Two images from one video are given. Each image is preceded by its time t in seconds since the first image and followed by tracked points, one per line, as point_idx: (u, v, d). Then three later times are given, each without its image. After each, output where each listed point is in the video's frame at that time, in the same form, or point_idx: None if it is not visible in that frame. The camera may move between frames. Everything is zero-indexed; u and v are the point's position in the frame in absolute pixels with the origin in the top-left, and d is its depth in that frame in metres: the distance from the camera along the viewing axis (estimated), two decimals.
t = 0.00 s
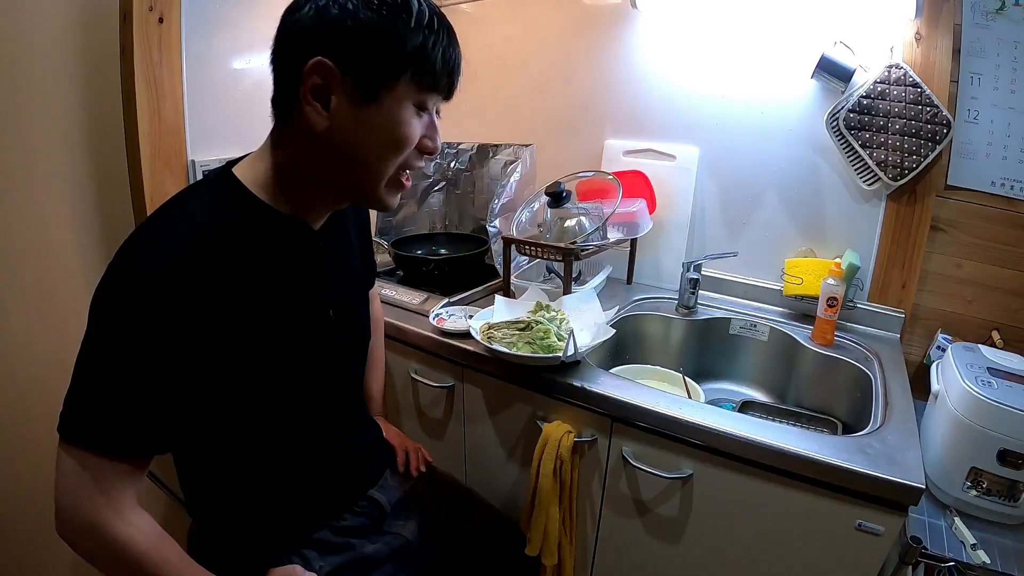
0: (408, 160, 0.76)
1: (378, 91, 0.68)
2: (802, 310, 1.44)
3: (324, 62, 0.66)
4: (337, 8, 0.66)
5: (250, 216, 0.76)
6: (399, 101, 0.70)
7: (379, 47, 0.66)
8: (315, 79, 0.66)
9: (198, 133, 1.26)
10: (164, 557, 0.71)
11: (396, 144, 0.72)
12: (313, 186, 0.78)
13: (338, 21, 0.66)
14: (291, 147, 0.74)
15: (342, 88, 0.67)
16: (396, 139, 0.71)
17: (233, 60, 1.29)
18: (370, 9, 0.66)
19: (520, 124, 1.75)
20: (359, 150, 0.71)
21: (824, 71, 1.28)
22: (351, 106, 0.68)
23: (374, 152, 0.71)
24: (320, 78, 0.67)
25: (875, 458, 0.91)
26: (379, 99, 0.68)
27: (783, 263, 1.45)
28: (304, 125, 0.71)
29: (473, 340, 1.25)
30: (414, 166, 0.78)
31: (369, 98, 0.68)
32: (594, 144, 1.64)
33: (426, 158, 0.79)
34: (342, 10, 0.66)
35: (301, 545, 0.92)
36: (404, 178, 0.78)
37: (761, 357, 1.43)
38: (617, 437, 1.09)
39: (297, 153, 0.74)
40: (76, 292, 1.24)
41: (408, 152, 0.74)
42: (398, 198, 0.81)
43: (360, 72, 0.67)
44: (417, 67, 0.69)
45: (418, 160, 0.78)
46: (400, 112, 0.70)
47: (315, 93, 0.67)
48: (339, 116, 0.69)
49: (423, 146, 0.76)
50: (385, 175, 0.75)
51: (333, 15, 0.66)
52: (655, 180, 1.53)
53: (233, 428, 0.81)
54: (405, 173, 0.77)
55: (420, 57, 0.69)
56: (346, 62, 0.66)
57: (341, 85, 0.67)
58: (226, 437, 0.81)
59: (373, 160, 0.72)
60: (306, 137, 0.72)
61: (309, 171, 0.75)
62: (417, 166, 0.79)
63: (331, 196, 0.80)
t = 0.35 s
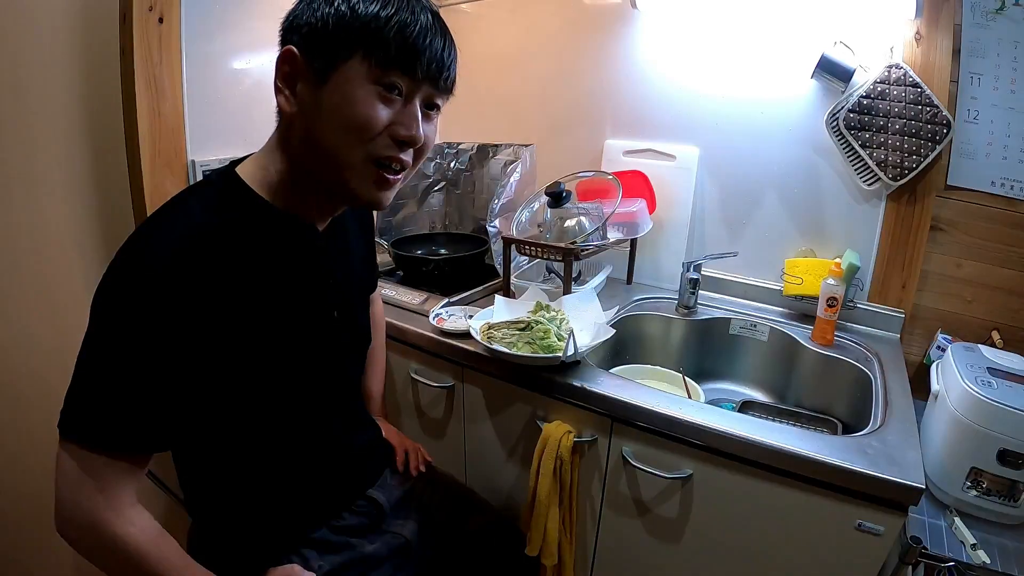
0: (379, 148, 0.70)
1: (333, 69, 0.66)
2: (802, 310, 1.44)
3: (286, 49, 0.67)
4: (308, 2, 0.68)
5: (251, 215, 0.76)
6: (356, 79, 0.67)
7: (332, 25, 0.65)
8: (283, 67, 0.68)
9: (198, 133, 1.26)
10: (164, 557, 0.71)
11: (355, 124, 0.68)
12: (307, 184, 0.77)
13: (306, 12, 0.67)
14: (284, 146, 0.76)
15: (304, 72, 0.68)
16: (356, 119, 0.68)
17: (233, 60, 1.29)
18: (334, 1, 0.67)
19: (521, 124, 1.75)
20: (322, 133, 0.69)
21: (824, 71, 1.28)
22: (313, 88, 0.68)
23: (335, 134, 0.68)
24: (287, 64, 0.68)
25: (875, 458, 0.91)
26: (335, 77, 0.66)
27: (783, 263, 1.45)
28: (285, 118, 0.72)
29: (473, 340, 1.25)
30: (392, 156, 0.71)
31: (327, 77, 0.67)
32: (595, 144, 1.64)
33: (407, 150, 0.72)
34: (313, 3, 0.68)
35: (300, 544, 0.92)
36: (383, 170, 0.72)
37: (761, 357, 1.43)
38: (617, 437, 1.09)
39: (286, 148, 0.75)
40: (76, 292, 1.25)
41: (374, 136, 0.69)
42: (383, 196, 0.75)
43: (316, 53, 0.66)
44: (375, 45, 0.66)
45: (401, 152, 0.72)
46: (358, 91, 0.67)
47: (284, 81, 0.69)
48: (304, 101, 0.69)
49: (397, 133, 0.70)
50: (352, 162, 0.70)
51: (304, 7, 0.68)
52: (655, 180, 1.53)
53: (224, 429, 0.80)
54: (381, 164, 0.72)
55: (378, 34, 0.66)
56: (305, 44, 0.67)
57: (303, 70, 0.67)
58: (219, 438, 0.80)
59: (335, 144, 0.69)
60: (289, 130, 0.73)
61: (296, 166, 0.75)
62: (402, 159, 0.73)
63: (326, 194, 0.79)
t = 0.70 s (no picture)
0: (375, 145, 0.70)
1: (325, 68, 0.67)
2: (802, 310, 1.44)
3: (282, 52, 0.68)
4: (302, 4, 0.69)
5: (260, 214, 0.76)
6: (348, 76, 0.67)
7: (323, 24, 0.66)
8: (281, 70, 0.69)
9: (198, 133, 1.26)
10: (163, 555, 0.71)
11: (348, 122, 0.68)
12: (312, 187, 0.77)
13: (300, 14, 0.69)
14: (287, 150, 0.77)
15: (299, 73, 0.69)
16: (349, 117, 0.68)
17: (233, 60, 1.29)
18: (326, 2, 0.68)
19: (521, 124, 1.75)
20: (318, 133, 0.69)
21: (824, 71, 1.28)
22: (308, 88, 0.68)
23: (329, 133, 0.69)
24: (284, 67, 0.69)
25: (875, 458, 0.91)
26: (328, 76, 0.67)
27: (783, 263, 1.45)
28: (287, 121, 0.73)
29: (473, 340, 1.25)
30: (389, 154, 0.71)
31: (319, 76, 0.67)
32: (595, 144, 1.64)
33: (404, 147, 0.72)
34: (307, 5, 0.69)
35: (303, 546, 0.91)
36: (380, 168, 0.71)
37: (761, 357, 1.43)
38: (617, 437, 1.09)
39: (289, 152, 0.76)
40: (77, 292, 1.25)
41: (369, 133, 0.69)
42: (383, 195, 0.74)
43: (309, 53, 0.67)
44: (364, 40, 0.66)
45: (397, 148, 0.71)
46: (350, 88, 0.67)
47: (282, 84, 0.70)
48: (301, 102, 0.70)
49: (392, 129, 0.70)
50: (348, 161, 0.70)
51: (298, 10, 0.69)
52: (655, 180, 1.53)
53: (225, 431, 0.80)
54: (379, 161, 0.71)
55: (367, 29, 0.66)
56: (299, 45, 0.68)
57: (299, 71, 0.68)
58: (221, 440, 0.80)
59: (331, 142, 0.69)
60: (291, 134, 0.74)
61: (299, 168, 0.75)
62: (398, 155, 0.72)
63: (331, 197, 0.78)
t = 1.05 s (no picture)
0: (378, 145, 0.70)
1: (327, 67, 0.67)
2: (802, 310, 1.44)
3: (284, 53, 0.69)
4: (303, 5, 0.69)
5: (262, 215, 0.76)
6: (349, 75, 0.67)
7: (324, 23, 0.66)
8: (284, 72, 0.70)
9: (198, 133, 1.26)
10: (165, 557, 0.71)
11: (351, 122, 0.68)
12: (316, 188, 0.77)
13: (301, 14, 0.69)
14: (290, 151, 0.77)
15: (301, 73, 0.69)
16: (351, 117, 0.67)
17: (233, 60, 1.29)
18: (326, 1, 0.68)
19: (521, 124, 1.75)
20: (320, 133, 0.69)
21: (824, 71, 1.28)
22: (309, 88, 0.68)
23: (331, 133, 0.68)
24: (286, 68, 0.69)
25: (876, 458, 0.91)
26: (329, 75, 0.67)
27: (783, 263, 1.45)
28: (291, 123, 0.73)
29: (473, 340, 1.25)
30: (392, 153, 0.71)
31: (320, 76, 0.67)
32: (595, 144, 1.64)
33: (407, 146, 0.71)
34: (308, 6, 0.69)
35: (307, 546, 0.92)
36: (383, 167, 0.71)
37: (761, 357, 1.43)
38: (617, 437, 1.09)
39: (293, 153, 0.76)
40: (77, 292, 1.25)
41: (371, 132, 0.69)
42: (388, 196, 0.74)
43: (310, 52, 0.67)
44: (365, 39, 0.66)
45: (400, 148, 0.71)
46: (352, 87, 0.67)
47: (285, 85, 0.70)
48: (303, 102, 0.70)
49: (395, 128, 0.70)
50: (351, 161, 0.70)
51: (300, 11, 0.70)
52: (655, 180, 1.53)
53: (228, 432, 0.80)
54: (382, 160, 0.71)
55: (368, 27, 0.66)
56: (301, 45, 0.68)
57: (300, 72, 0.69)
58: (224, 441, 0.80)
59: (334, 142, 0.69)
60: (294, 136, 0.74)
61: (303, 169, 0.75)
62: (402, 155, 0.71)
63: (336, 198, 0.78)
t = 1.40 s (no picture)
0: (376, 149, 0.70)
1: (325, 69, 0.67)
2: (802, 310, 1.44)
3: (284, 53, 0.69)
4: (302, 3, 0.69)
5: (262, 216, 0.76)
6: (347, 77, 0.67)
7: (322, 23, 0.66)
8: (282, 71, 0.70)
9: (198, 133, 1.26)
10: (164, 555, 0.71)
11: (348, 125, 0.68)
12: (316, 189, 0.77)
13: (301, 13, 0.69)
14: (288, 149, 0.77)
15: (299, 73, 0.69)
16: (349, 120, 0.68)
17: (233, 60, 1.29)
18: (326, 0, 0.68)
19: (521, 123, 1.75)
20: (318, 135, 0.69)
21: (824, 71, 1.28)
22: (307, 88, 0.68)
23: (328, 134, 0.69)
24: (285, 68, 0.69)
25: (876, 458, 0.91)
26: (327, 77, 0.67)
27: (783, 263, 1.45)
28: (290, 123, 0.74)
29: (473, 340, 1.25)
30: (389, 157, 0.71)
31: (318, 77, 0.67)
32: (595, 144, 1.64)
33: (405, 150, 0.71)
34: (307, 4, 0.69)
35: (307, 545, 0.92)
36: (379, 170, 0.71)
37: (762, 357, 1.43)
38: (617, 437, 1.09)
39: (292, 154, 0.76)
40: (77, 292, 1.25)
41: (369, 136, 0.69)
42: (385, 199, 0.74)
43: (309, 53, 0.67)
44: (363, 40, 0.66)
45: (397, 151, 0.71)
46: (349, 90, 0.67)
47: (284, 84, 0.71)
48: (301, 103, 0.70)
49: (392, 132, 0.70)
50: (349, 165, 0.70)
51: (300, 10, 0.70)
52: (655, 180, 1.53)
53: (227, 433, 0.80)
54: (379, 163, 0.71)
55: (368, 29, 0.66)
56: (299, 45, 0.68)
57: (299, 71, 0.69)
58: (224, 442, 0.80)
59: (330, 144, 0.69)
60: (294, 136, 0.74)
61: (302, 170, 0.76)
62: (398, 158, 0.72)
63: (337, 200, 0.79)
